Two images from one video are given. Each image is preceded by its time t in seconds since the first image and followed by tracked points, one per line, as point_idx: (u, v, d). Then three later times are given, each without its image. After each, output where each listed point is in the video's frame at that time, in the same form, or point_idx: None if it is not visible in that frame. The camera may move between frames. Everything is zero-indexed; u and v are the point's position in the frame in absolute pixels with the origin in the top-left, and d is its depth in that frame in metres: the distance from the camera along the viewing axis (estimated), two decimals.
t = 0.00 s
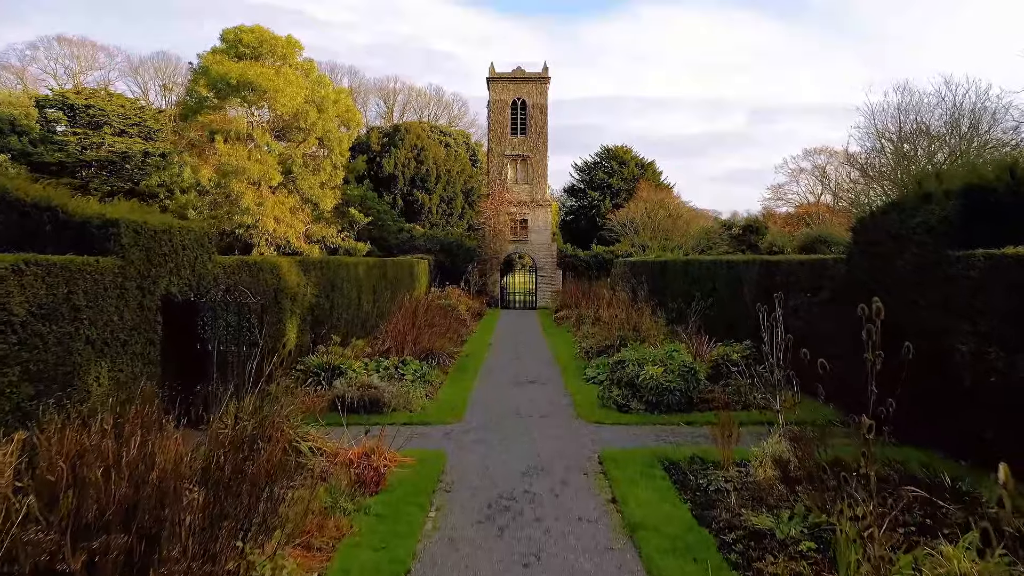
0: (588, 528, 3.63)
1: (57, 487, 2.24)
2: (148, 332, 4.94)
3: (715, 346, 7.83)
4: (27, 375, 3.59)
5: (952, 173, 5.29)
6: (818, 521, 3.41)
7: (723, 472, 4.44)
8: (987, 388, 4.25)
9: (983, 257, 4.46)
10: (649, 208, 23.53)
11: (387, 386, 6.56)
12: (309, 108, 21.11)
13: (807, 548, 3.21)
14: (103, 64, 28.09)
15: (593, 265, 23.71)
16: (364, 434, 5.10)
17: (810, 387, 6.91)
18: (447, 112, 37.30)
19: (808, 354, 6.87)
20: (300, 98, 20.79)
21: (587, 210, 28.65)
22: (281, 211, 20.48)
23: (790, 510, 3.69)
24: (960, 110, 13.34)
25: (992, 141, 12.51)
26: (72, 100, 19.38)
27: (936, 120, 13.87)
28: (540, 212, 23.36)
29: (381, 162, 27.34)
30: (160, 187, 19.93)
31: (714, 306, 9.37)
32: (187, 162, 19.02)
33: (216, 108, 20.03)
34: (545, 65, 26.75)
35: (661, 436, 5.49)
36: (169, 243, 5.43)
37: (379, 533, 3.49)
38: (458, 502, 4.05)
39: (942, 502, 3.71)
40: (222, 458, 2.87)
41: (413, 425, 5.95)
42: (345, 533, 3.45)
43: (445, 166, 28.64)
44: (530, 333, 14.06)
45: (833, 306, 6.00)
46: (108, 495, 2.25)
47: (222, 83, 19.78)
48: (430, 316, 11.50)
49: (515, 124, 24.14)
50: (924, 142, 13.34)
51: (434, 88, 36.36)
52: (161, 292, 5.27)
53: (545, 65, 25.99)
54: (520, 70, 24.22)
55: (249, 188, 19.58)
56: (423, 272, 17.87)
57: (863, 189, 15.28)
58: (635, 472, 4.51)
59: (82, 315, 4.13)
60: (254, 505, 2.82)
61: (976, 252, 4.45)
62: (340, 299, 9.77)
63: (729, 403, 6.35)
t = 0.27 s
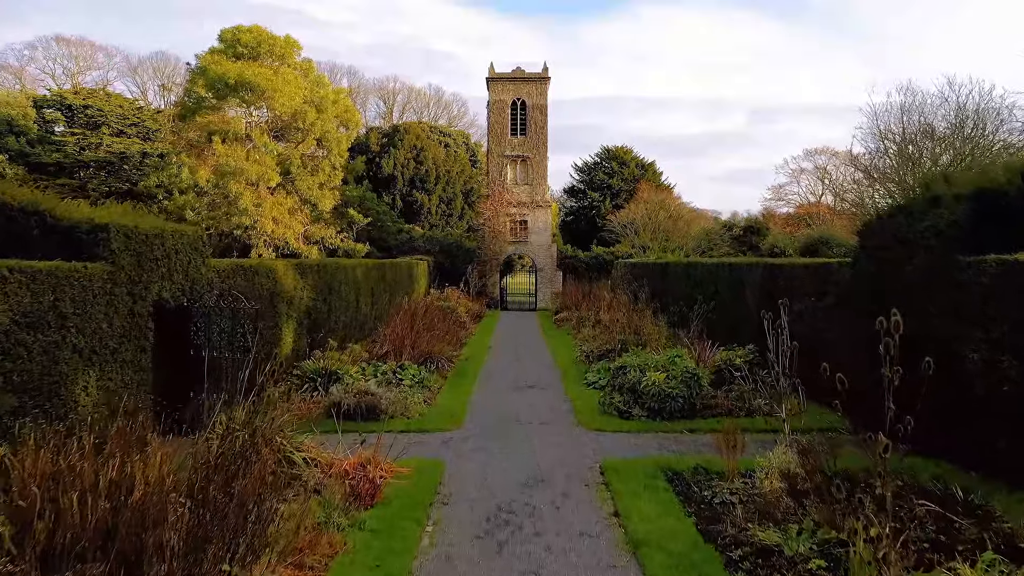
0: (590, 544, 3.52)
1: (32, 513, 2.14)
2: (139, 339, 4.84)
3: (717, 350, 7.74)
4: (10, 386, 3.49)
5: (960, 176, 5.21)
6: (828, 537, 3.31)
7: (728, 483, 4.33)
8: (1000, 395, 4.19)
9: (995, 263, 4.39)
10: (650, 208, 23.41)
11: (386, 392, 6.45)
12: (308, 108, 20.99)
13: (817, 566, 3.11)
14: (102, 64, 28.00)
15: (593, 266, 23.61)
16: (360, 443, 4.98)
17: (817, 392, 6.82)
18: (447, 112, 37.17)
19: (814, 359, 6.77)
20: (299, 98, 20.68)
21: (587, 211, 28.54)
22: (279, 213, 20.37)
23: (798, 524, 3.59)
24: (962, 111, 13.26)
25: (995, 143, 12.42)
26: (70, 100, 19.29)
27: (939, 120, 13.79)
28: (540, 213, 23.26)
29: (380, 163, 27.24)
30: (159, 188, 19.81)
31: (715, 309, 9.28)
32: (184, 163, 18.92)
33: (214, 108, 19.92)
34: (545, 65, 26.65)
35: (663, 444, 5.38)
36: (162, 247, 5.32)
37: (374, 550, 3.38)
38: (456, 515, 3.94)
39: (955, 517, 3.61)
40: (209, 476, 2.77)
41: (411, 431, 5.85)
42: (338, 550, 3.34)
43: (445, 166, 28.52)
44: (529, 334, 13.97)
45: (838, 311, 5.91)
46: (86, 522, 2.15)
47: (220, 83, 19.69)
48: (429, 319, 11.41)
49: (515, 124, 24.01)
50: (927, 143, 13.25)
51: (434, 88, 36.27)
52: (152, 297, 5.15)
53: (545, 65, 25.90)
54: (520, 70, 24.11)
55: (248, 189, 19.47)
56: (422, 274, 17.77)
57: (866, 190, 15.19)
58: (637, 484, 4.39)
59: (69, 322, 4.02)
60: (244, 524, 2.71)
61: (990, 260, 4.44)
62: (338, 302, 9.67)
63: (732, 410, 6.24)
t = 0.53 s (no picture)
0: (590, 562, 3.40)
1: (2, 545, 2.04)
2: (129, 346, 4.72)
3: (720, 355, 7.64)
4: None
5: (970, 178, 5.13)
6: (837, 553, 3.17)
7: (733, 496, 4.21)
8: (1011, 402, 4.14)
9: (1009, 268, 4.33)
10: (650, 209, 23.31)
11: (383, 398, 6.34)
12: (306, 108, 20.86)
13: None
14: (101, 64, 27.87)
15: (593, 267, 23.50)
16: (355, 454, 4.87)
17: (823, 399, 6.71)
18: (447, 112, 37.03)
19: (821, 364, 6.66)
20: (298, 98, 20.54)
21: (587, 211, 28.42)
22: (278, 214, 20.26)
23: (806, 540, 3.47)
24: (966, 112, 13.15)
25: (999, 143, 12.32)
26: (68, 101, 19.18)
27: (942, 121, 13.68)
28: (540, 214, 23.16)
29: (379, 163, 27.11)
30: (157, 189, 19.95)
31: (716, 312, 9.18)
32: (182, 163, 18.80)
33: (213, 109, 19.80)
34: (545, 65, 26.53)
35: (665, 454, 5.28)
36: (154, 251, 5.21)
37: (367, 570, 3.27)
38: (454, 529, 3.82)
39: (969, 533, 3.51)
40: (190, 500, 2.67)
41: (408, 439, 5.73)
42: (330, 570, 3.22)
43: (444, 166, 28.40)
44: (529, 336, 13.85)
45: (845, 317, 5.82)
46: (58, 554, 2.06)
47: (218, 83, 19.59)
48: (428, 322, 11.30)
49: (514, 125, 23.84)
50: (931, 144, 13.14)
51: (433, 88, 36.14)
52: (144, 304, 5.04)
53: (545, 65, 25.78)
54: (520, 70, 24.00)
55: (246, 190, 19.37)
56: (421, 275, 17.66)
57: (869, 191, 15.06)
58: (640, 496, 4.28)
59: (54, 331, 3.90)
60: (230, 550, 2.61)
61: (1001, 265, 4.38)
62: (336, 305, 9.56)
63: (736, 418, 6.14)
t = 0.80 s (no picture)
0: None
1: None
2: (119, 355, 4.60)
3: (723, 361, 7.52)
4: None
5: (982, 182, 5.01)
6: None
7: (739, 510, 4.08)
8: None
9: None
10: (651, 210, 23.17)
11: (380, 406, 6.21)
12: (305, 109, 20.71)
13: None
14: (99, 64, 27.73)
15: (594, 269, 23.38)
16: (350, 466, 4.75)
17: (830, 406, 6.58)
18: (446, 112, 36.90)
19: (827, 371, 6.53)
20: (296, 99, 20.40)
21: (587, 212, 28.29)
22: (276, 215, 20.14)
23: (818, 559, 3.35)
24: (970, 113, 13.04)
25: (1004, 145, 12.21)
26: (66, 101, 19.05)
27: (946, 122, 13.56)
28: (540, 215, 23.03)
29: (378, 163, 26.97)
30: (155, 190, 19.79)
31: (719, 316, 9.06)
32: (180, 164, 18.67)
33: (211, 109, 19.67)
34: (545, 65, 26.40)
35: (668, 464, 5.15)
36: (145, 256, 5.09)
37: None
38: (451, 546, 3.69)
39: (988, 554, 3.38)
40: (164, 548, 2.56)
41: (405, 448, 5.60)
42: None
43: (444, 167, 28.26)
44: (528, 339, 13.72)
45: (854, 323, 5.70)
46: None
47: (216, 83, 19.47)
48: (427, 325, 11.19)
49: (514, 125, 23.68)
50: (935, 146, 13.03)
51: (432, 88, 35.99)
52: (134, 311, 4.91)
53: (545, 65, 25.66)
54: (520, 70, 23.87)
55: (244, 191, 19.24)
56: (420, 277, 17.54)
57: (872, 193, 14.93)
58: (644, 511, 4.14)
59: (37, 341, 3.79)
60: None
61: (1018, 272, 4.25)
62: (333, 309, 9.42)
63: (740, 425, 6.02)
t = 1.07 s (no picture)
0: None
1: None
2: (108, 364, 4.48)
3: (727, 367, 7.40)
4: None
5: (996, 184, 4.88)
6: None
7: (746, 526, 3.95)
8: None
9: None
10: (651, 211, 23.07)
11: (377, 414, 6.09)
12: (303, 109, 20.59)
13: None
14: (97, 65, 27.58)
15: (594, 271, 23.27)
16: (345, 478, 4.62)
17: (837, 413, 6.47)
18: (446, 112, 36.76)
19: (834, 378, 6.42)
20: (295, 99, 20.28)
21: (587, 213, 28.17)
22: (274, 216, 20.01)
23: None
24: (974, 115, 12.94)
25: (1008, 147, 12.11)
26: (63, 101, 18.91)
27: (950, 123, 13.45)
28: (541, 217, 22.90)
29: (378, 164, 26.84)
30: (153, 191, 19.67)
31: (721, 320, 8.95)
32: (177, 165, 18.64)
33: (208, 109, 19.57)
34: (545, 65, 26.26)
35: (672, 475, 5.02)
36: (135, 262, 4.96)
37: None
38: (447, 564, 3.58)
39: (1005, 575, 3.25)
40: None
41: (402, 458, 5.47)
42: None
43: (444, 167, 28.14)
44: (527, 342, 13.61)
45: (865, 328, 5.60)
46: None
47: (214, 83, 19.36)
48: (425, 329, 11.07)
49: (514, 126, 23.57)
50: (939, 148, 12.94)
51: (432, 88, 35.87)
52: (123, 318, 4.78)
53: (545, 65, 25.53)
54: (520, 70, 23.73)
55: (242, 192, 19.13)
56: (419, 279, 17.41)
57: (875, 194, 14.81)
58: (648, 526, 4.01)
59: (19, 352, 3.67)
60: None
61: None
62: (330, 312, 9.30)
63: (745, 435, 5.89)
